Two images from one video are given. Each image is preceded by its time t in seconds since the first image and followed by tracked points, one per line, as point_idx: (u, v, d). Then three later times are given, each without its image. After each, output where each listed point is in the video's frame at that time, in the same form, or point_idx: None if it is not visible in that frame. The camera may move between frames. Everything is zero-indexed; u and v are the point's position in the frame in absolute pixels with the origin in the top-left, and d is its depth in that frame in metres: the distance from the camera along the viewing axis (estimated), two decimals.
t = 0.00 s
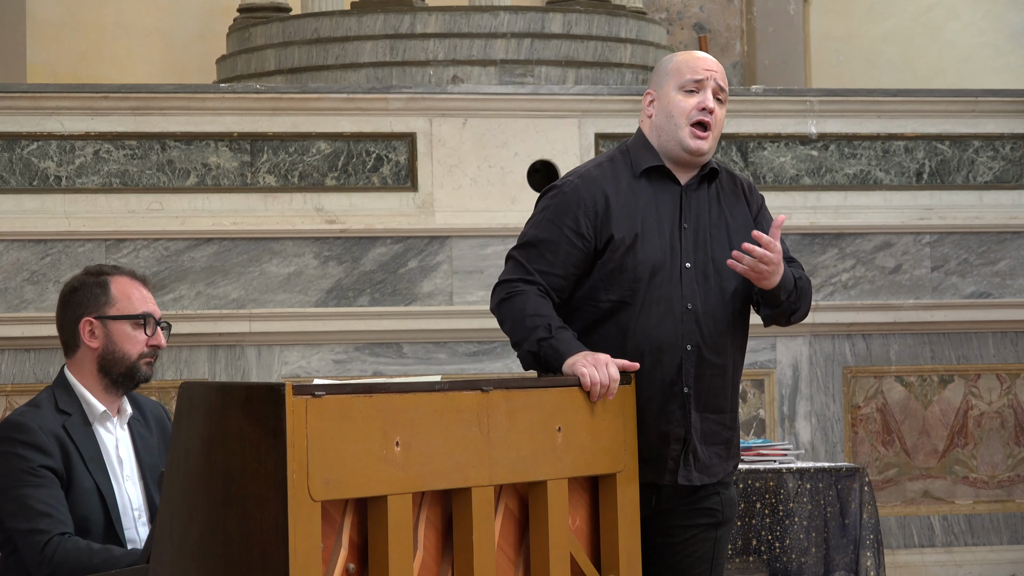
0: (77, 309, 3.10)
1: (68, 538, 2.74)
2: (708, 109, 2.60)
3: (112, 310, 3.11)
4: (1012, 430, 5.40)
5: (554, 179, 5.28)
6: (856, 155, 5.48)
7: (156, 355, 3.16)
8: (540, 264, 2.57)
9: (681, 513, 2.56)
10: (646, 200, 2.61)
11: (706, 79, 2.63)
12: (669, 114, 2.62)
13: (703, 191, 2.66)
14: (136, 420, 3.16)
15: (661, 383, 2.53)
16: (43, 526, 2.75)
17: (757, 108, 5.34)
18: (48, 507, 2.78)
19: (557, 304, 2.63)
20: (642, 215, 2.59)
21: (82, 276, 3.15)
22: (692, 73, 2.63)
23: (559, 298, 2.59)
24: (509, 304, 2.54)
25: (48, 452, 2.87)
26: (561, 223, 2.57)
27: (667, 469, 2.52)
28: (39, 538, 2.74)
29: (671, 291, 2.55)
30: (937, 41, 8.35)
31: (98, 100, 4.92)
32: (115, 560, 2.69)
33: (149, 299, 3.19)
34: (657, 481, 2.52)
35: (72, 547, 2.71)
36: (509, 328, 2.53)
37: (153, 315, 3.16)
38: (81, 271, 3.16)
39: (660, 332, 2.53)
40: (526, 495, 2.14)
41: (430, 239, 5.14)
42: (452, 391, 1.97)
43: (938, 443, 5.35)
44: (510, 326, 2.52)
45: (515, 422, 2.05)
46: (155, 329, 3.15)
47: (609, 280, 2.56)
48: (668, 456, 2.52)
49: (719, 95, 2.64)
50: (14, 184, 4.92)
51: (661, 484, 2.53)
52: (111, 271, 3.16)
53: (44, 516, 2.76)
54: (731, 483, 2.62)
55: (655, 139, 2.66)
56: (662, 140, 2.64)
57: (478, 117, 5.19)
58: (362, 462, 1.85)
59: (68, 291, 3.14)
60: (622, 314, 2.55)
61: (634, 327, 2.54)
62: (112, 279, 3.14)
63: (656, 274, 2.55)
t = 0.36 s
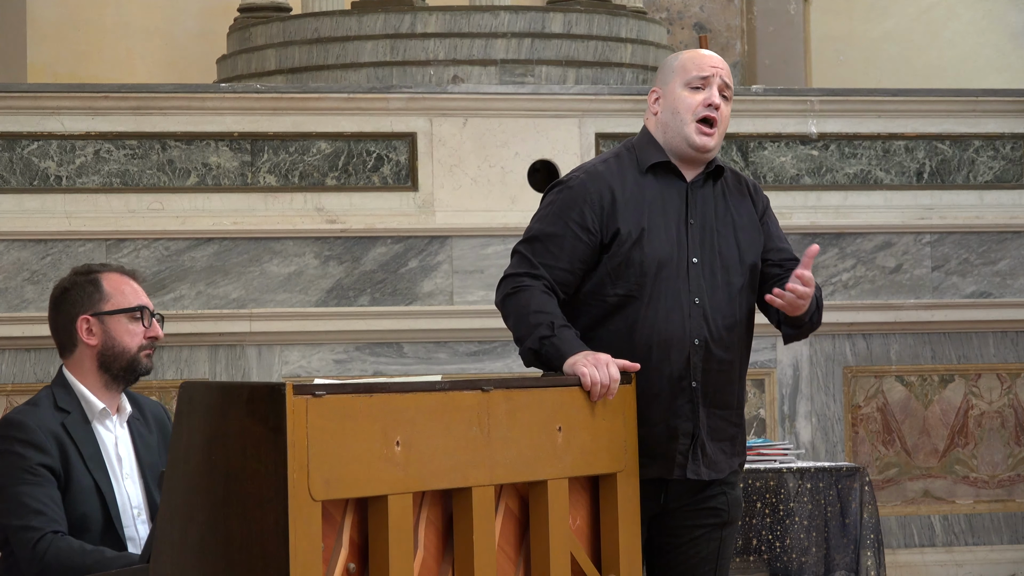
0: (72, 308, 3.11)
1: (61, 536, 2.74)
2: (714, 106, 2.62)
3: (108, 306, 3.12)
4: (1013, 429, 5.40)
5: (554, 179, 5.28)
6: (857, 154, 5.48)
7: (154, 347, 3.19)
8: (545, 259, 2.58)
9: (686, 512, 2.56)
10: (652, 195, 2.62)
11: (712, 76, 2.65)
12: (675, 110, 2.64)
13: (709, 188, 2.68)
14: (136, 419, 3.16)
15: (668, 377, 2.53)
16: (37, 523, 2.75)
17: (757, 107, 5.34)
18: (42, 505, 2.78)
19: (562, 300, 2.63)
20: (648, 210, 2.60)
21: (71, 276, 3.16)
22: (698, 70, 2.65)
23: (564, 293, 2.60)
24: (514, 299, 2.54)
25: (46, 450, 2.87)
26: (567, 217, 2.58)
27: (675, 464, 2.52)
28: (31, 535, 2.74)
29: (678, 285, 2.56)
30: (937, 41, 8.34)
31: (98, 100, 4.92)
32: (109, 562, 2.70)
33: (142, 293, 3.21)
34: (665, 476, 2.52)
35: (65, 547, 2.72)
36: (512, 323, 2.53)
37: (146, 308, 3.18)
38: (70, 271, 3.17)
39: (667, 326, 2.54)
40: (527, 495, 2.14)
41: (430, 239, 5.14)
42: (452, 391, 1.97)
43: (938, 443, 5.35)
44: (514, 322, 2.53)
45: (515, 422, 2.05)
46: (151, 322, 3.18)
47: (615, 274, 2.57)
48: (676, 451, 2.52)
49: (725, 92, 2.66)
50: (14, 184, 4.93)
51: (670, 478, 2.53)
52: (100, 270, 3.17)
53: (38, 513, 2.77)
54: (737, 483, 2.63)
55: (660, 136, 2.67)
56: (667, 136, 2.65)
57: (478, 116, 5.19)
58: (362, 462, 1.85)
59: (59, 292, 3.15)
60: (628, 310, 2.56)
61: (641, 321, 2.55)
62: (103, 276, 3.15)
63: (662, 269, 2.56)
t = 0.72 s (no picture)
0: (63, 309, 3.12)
1: (60, 530, 2.75)
2: (721, 104, 2.67)
3: (99, 306, 3.13)
4: (1012, 430, 5.40)
5: (553, 179, 5.28)
6: (856, 155, 5.48)
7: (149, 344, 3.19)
8: (550, 255, 2.58)
9: (691, 512, 2.58)
10: (658, 193, 2.65)
11: (717, 75, 2.71)
12: (681, 108, 2.68)
13: (713, 188, 2.72)
14: (133, 417, 3.16)
15: (676, 375, 2.55)
16: (35, 517, 2.75)
17: (756, 108, 5.34)
18: (39, 500, 2.78)
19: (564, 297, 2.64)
20: (654, 208, 2.63)
21: (61, 278, 3.17)
22: (703, 70, 2.71)
23: (567, 290, 2.60)
24: (518, 295, 2.54)
25: (43, 447, 2.86)
26: (573, 214, 2.59)
27: (683, 462, 2.53)
28: (30, 528, 2.74)
29: (685, 283, 2.59)
30: (936, 41, 8.34)
31: (97, 100, 4.92)
32: (108, 555, 2.70)
33: (134, 291, 3.21)
34: (672, 474, 2.53)
35: (66, 540, 2.72)
36: (514, 320, 2.53)
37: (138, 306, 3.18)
38: (60, 273, 3.17)
39: (674, 324, 2.56)
40: (526, 495, 2.14)
41: (429, 239, 5.14)
42: (451, 391, 1.97)
43: (937, 443, 5.36)
44: (517, 318, 2.52)
45: (514, 422, 2.05)
46: (144, 320, 3.18)
47: (621, 272, 2.59)
48: (683, 449, 2.54)
49: (730, 92, 2.72)
50: (13, 184, 4.92)
51: (677, 477, 2.54)
52: (89, 270, 3.17)
53: (35, 508, 2.76)
54: (740, 483, 2.64)
55: (665, 134, 2.71)
56: (673, 134, 2.69)
57: (478, 117, 5.19)
58: (362, 462, 1.85)
59: (50, 294, 3.15)
60: (634, 308, 2.58)
61: (647, 318, 2.56)
62: (93, 277, 3.16)
63: (669, 266, 2.59)
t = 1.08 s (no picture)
0: (57, 307, 3.08)
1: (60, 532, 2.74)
2: (726, 105, 2.68)
3: (87, 309, 3.06)
4: (1011, 429, 5.40)
5: (552, 179, 5.28)
6: (855, 154, 5.48)
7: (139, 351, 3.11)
8: (553, 252, 2.58)
9: (693, 512, 2.58)
10: (662, 192, 2.65)
11: (724, 75, 2.72)
12: (687, 108, 2.69)
13: (718, 188, 2.72)
14: (130, 416, 3.16)
15: (680, 374, 2.56)
16: (35, 520, 2.75)
17: (755, 107, 5.34)
18: (40, 502, 2.78)
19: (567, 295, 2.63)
20: (659, 206, 2.63)
21: (66, 273, 3.12)
22: (709, 69, 2.72)
23: (570, 287, 2.60)
24: (520, 291, 2.53)
25: (42, 448, 2.86)
26: (578, 211, 2.59)
27: (686, 461, 2.53)
28: (30, 533, 2.74)
29: (690, 283, 2.60)
30: (936, 41, 8.35)
31: (96, 100, 4.92)
32: (109, 559, 2.69)
33: (134, 295, 3.13)
34: (677, 472, 2.53)
35: (66, 544, 2.71)
36: (515, 316, 2.52)
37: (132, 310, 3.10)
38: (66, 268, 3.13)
39: (678, 323, 2.56)
40: (525, 495, 2.14)
41: (428, 239, 5.14)
42: (450, 391, 1.97)
43: (936, 443, 5.36)
44: (517, 314, 2.52)
45: (513, 422, 2.05)
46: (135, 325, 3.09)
47: (625, 270, 2.59)
48: (687, 447, 2.54)
49: (736, 92, 2.73)
50: (12, 184, 4.92)
51: (680, 475, 2.54)
52: (91, 270, 3.10)
53: (36, 511, 2.76)
54: (742, 484, 2.64)
55: (671, 134, 2.72)
56: (679, 134, 2.70)
57: (477, 116, 5.19)
58: (362, 462, 1.85)
59: (53, 288, 3.12)
60: (636, 306, 2.58)
61: (652, 317, 2.57)
62: (92, 275, 3.09)
63: (673, 266, 2.59)
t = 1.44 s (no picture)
0: (60, 303, 3.07)
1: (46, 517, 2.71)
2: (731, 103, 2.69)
3: (88, 307, 3.05)
4: (1012, 428, 5.40)
5: (553, 178, 5.29)
6: (855, 153, 5.47)
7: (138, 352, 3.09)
8: (556, 249, 2.58)
9: (696, 511, 2.59)
10: (667, 189, 2.65)
11: (728, 74, 2.72)
12: (692, 107, 2.70)
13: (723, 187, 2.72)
14: (130, 415, 3.17)
15: (685, 371, 2.56)
16: (21, 506, 2.72)
17: (755, 106, 5.34)
18: (29, 490, 2.76)
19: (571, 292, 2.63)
20: (663, 204, 2.63)
21: (75, 269, 3.11)
22: (715, 68, 2.72)
23: (573, 285, 2.60)
24: (523, 288, 2.52)
25: (39, 443, 2.86)
26: (582, 207, 2.59)
27: (691, 458, 2.53)
28: (16, 518, 2.71)
29: (695, 280, 2.59)
30: (936, 40, 8.34)
31: (96, 99, 4.92)
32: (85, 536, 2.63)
33: (138, 297, 3.11)
34: (683, 469, 2.53)
35: (46, 525, 2.67)
36: (518, 314, 2.52)
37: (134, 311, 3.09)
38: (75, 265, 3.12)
39: (683, 320, 2.56)
40: (525, 494, 2.14)
41: (429, 238, 5.14)
42: (451, 391, 1.97)
43: (937, 442, 5.36)
44: (520, 312, 2.52)
45: (514, 421, 2.05)
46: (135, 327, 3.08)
47: (629, 268, 2.59)
48: (692, 445, 2.54)
49: (741, 91, 2.74)
50: (13, 183, 4.92)
51: (685, 473, 2.54)
52: (98, 268, 3.09)
53: (24, 498, 2.74)
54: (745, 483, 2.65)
55: (675, 132, 2.73)
56: (683, 132, 2.70)
57: (478, 115, 5.19)
58: (362, 461, 1.85)
59: (61, 283, 3.12)
60: (640, 304, 2.58)
61: (656, 314, 2.56)
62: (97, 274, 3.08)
63: (678, 263, 2.59)
